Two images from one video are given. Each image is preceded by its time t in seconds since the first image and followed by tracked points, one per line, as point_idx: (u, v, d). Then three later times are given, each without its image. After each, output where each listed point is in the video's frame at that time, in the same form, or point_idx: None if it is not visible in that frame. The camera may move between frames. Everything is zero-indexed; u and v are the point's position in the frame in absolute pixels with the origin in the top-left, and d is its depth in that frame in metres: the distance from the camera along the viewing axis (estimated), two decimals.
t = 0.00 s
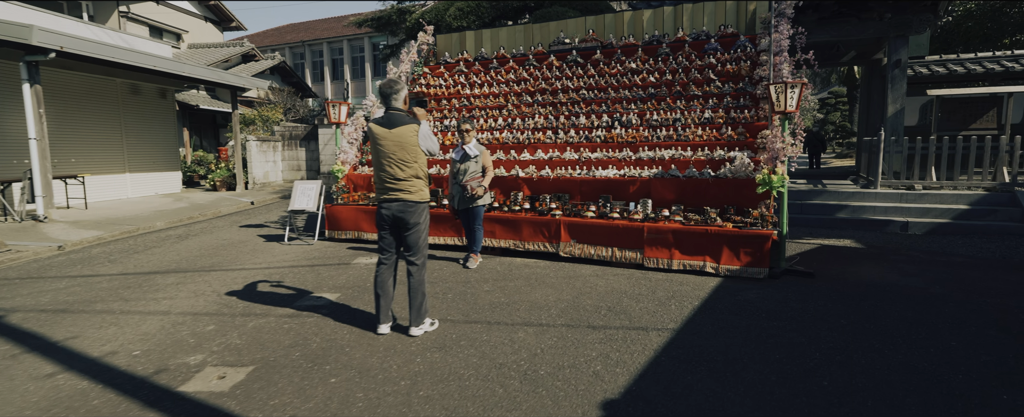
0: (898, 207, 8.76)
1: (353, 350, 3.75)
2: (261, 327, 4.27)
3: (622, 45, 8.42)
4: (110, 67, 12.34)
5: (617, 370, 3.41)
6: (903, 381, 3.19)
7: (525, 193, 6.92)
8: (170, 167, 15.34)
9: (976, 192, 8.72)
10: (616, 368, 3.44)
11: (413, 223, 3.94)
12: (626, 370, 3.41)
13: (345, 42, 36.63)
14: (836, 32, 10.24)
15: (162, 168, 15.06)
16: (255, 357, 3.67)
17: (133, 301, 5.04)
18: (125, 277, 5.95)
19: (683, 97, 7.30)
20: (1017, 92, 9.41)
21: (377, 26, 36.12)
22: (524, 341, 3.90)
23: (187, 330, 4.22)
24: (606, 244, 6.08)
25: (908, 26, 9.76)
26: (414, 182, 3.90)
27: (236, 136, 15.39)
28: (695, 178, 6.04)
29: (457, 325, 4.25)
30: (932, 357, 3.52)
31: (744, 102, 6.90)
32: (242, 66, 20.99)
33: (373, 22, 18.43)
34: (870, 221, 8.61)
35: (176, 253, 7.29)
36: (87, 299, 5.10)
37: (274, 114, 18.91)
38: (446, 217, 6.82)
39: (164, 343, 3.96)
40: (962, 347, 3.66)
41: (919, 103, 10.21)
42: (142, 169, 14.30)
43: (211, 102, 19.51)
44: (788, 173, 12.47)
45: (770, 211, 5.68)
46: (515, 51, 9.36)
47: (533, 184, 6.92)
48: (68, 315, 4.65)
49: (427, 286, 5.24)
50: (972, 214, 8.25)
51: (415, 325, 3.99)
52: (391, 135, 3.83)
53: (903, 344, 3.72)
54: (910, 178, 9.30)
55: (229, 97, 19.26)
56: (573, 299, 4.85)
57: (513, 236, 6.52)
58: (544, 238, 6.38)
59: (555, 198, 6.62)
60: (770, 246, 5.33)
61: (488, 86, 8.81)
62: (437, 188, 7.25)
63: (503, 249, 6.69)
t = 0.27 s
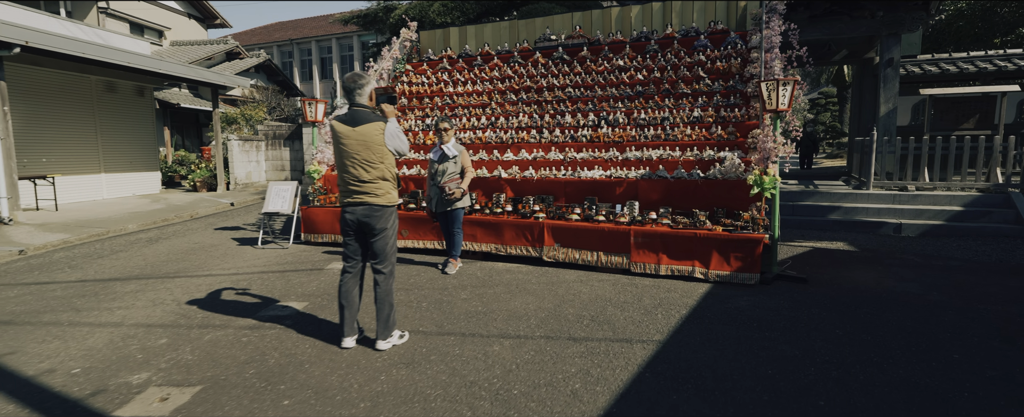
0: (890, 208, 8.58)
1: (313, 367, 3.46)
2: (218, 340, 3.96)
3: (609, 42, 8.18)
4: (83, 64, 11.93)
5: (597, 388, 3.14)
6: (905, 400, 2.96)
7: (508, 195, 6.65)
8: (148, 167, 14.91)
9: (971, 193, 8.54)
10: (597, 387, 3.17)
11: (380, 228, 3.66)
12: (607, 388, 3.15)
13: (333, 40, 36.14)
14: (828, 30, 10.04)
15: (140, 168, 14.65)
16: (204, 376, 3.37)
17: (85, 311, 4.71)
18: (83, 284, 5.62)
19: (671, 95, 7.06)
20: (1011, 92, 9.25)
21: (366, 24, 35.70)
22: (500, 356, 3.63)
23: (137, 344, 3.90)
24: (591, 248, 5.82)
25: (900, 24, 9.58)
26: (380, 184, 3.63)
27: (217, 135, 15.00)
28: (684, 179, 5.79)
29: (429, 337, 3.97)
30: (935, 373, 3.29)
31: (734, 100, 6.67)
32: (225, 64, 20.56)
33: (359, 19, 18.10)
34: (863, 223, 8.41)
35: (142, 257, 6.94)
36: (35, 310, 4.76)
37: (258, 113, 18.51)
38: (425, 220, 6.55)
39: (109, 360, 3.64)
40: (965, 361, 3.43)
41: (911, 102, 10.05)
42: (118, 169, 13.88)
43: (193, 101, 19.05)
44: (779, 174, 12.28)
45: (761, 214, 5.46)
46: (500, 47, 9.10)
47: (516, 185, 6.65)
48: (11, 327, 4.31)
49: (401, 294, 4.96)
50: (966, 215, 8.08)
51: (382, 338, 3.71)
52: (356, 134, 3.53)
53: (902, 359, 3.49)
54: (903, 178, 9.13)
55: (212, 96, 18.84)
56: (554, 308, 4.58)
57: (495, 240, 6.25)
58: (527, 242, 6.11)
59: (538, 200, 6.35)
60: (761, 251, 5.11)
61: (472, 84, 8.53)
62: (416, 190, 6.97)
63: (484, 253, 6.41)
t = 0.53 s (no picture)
0: (886, 210, 8.37)
1: (266, 389, 3.16)
2: (168, 357, 3.65)
3: (598, 40, 7.95)
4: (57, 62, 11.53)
5: (575, 413, 2.87)
6: None
7: (491, 198, 6.37)
8: (128, 168, 14.53)
9: (968, 195, 8.34)
10: (575, 411, 2.90)
11: (342, 236, 3.37)
12: (586, 413, 2.88)
13: (324, 40, 35.71)
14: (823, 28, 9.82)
15: (119, 169, 14.25)
16: (145, 400, 3.06)
17: (31, 324, 4.38)
18: (37, 293, 5.28)
19: (661, 94, 6.81)
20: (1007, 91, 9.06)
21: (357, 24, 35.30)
22: (472, 375, 3.35)
23: (79, 363, 3.59)
24: (576, 254, 5.55)
25: (896, 22, 9.37)
26: (342, 188, 3.34)
27: (200, 136, 14.64)
28: (673, 181, 5.54)
29: (398, 353, 3.69)
30: (941, 392, 3.04)
31: (726, 99, 6.42)
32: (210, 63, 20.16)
33: (346, 18, 17.77)
34: (858, 226, 8.19)
35: (107, 264, 6.60)
36: None
37: (243, 113, 18.14)
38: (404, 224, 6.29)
39: (44, 381, 3.33)
40: (973, 379, 3.18)
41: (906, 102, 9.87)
42: (96, 170, 13.50)
43: (176, 101, 18.64)
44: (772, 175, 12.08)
45: (753, 218, 5.20)
46: (485, 45, 8.85)
47: (499, 188, 6.38)
48: None
49: (373, 305, 4.67)
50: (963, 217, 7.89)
51: (344, 356, 3.42)
52: (314, 134, 3.24)
53: (905, 378, 3.23)
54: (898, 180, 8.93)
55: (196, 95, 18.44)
56: (535, 319, 4.31)
57: (476, 245, 5.96)
58: (510, 248, 5.83)
59: (522, 203, 6.07)
60: (754, 257, 4.85)
61: (456, 83, 8.25)
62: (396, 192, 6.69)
63: (466, 259, 6.12)
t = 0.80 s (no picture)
0: (882, 212, 8.15)
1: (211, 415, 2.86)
2: (111, 377, 3.35)
3: (586, 36, 7.73)
4: (28, 59, 11.14)
5: None
6: None
7: (473, 200, 6.09)
8: (108, 169, 14.16)
9: (967, 196, 8.13)
10: None
11: (299, 245, 3.09)
12: None
13: (314, 38, 35.27)
14: (818, 25, 9.57)
15: (97, 169, 13.86)
16: None
17: None
18: None
19: (650, 92, 6.55)
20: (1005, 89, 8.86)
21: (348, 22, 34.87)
22: (441, 396, 3.07)
23: (12, 384, 3.28)
24: (561, 260, 5.27)
25: (892, 19, 9.13)
26: (297, 192, 3.05)
27: (182, 136, 14.27)
28: (663, 183, 5.28)
29: (363, 370, 3.40)
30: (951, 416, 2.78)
31: (718, 97, 6.17)
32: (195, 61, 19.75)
33: (333, 15, 17.43)
34: (854, 227, 7.96)
35: (69, 270, 6.27)
36: None
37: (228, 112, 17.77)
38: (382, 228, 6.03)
39: None
40: (984, 401, 2.94)
41: (901, 101, 9.68)
42: (74, 171, 13.12)
43: (159, 99, 18.22)
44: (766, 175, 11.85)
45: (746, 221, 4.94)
46: (470, 42, 8.60)
47: (482, 189, 6.10)
48: None
49: (343, 315, 4.38)
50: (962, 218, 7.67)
51: (300, 376, 3.13)
52: (265, 133, 2.94)
53: (911, 399, 2.98)
54: (895, 180, 8.70)
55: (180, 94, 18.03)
56: (515, 332, 4.03)
57: (457, 250, 5.68)
58: (492, 253, 5.55)
59: (505, 206, 5.80)
60: (747, 263, 4.60)
61: (440, 80, 7.97)
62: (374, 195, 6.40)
63: (446, 264, 5.83)
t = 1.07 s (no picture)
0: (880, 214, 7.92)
1: None
2: (45, 400, 3.04)
3: (576, 32, 7.49)
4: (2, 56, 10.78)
5: None
6: None
7: (456, 203, 5.81)
8: (88, 169, 13.79)
9: (967, 199, 7.91)
10: None
11: (251, 255, 2.80)
12: None
13: (306, 37, 34.91)
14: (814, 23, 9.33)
15: (76, 170, 13.49)
16: None
17: None
18: None
19: (641, 90, 6.30)
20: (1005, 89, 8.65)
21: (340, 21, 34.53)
22: None
23: None
24: (547, 266, 5.00)
25: (890, 16, 8.89)
26: (247, 197, 2.77)
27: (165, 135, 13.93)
28: (654, 185, 5.02)
29: (324, 391, 3.11)
30: None
31: (712, 95, 5.92)
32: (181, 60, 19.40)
33: (322, 13, 17.13)
34: (851, 230, 7.73)
35: (30, 277, 5.94)
36: None
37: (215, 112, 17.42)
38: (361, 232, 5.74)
39: None
40: None
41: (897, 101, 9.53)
42: (51, 171, 12.75)
43: (144, 98, 17.85)
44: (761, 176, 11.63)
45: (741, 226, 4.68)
46: (456, 39, 8.33)
47: (465, 192, 5.83)
48: None
49: (311, 328, 4.09)
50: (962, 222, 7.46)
51: (252, 400, 2.84)
52: (210, 132, 2.66)
53: None
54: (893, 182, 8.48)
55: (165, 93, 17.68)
56: (494, 346, 3.75)
57: (438, 256, 5.40)
58: (474, 259, 5.28)
59: (489, 209, 5.53)
60: (742, 271, 4.33)
61: (425, 78, 7.70)
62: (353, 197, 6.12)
63: (426, 271, 5.55)
